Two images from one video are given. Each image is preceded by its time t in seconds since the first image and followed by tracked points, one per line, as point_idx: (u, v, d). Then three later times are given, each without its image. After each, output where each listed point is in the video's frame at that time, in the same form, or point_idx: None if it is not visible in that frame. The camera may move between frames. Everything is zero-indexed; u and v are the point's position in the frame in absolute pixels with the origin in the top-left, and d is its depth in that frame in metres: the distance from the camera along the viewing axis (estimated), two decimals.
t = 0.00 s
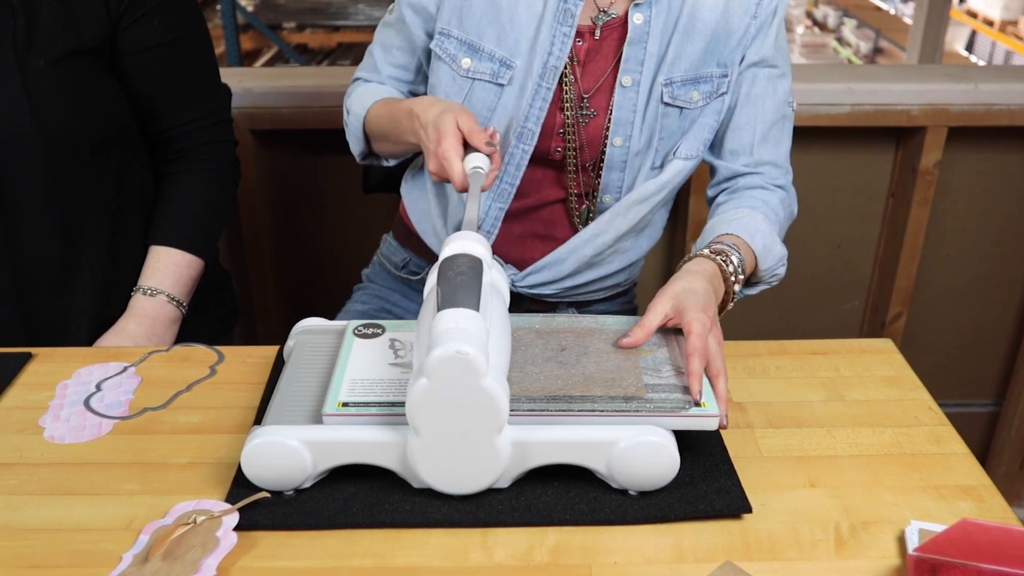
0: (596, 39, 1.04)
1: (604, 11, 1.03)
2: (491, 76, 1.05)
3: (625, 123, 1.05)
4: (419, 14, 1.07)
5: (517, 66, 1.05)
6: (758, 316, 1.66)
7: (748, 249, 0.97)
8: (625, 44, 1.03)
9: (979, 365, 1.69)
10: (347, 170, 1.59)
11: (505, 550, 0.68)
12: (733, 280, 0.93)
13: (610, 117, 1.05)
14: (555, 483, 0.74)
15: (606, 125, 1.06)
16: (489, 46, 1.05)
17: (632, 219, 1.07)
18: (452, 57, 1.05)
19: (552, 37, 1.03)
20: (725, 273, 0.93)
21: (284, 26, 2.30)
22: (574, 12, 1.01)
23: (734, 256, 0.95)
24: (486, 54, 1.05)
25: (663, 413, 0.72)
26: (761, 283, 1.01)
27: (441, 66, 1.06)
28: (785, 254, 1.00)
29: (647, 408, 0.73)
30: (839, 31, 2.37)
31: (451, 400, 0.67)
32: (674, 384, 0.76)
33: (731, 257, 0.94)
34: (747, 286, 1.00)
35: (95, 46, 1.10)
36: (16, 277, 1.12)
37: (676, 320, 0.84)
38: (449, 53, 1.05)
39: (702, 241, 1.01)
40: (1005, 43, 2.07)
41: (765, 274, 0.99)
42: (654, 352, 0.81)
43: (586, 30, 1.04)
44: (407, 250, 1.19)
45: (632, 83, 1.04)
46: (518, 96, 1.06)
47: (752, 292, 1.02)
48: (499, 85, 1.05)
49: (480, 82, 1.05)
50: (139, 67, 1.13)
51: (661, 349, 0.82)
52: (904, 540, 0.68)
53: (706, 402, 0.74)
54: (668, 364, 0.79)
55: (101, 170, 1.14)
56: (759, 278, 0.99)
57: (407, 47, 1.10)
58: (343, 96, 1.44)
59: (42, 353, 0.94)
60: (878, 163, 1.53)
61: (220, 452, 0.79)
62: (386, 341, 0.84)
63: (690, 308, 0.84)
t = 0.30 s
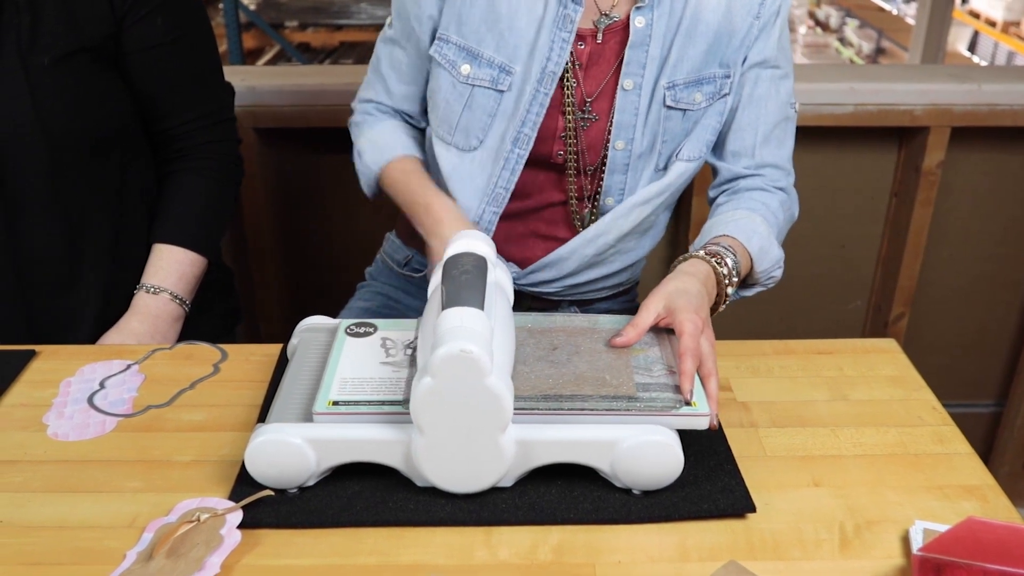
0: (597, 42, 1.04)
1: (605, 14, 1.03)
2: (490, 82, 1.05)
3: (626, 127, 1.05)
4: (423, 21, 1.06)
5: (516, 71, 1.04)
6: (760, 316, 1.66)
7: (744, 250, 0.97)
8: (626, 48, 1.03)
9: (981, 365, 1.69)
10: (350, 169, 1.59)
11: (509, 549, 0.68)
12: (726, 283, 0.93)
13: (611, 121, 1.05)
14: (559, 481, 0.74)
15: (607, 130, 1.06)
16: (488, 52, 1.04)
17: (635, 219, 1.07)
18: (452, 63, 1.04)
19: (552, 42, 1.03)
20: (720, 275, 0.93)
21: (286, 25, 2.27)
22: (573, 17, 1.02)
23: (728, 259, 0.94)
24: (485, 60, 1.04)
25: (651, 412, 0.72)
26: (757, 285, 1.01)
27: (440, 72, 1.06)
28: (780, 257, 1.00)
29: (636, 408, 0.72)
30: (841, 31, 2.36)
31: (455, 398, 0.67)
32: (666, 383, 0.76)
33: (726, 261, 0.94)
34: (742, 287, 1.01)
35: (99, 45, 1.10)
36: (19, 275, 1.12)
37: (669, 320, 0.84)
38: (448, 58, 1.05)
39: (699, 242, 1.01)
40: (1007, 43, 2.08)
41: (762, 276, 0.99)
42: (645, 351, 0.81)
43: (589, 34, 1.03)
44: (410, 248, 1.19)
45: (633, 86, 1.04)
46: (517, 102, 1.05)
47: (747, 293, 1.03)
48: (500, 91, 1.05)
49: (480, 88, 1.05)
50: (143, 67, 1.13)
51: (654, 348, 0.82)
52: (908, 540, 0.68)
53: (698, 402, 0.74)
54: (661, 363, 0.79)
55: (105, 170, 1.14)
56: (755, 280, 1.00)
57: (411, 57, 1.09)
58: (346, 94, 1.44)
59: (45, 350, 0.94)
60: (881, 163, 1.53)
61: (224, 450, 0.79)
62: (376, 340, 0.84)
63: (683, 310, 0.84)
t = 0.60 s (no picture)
0: (588, 40, 1.04)
1: (595, 11, 1.03)
2: (490, 81, 1.04)
3: (620, 125, 1.05)
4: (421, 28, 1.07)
5: (513, 69, 1.04)
6: (764, 315, 1.66)
7: (738, 248, 0.97)
8: (618, 45, 1.03)
9: (986, 364, 1.69)
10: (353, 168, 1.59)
11: (514, 548, 0.68)
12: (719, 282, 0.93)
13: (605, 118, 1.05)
14: (563, 481, 0.74)
15: (602, 128, 1.06)
16: (485, 52, 1.04)
17: (636, 220, 1.07)
18: (453, 65, 1.05)
19: (555, 39, 1.02)
20: (710, 274, 0.92)
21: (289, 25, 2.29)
22: (573, 12, 1.01)
23: (719, 257, 0.94)
24: (483, 60, 1.04)
25: (638, 411, 0.72)
26: (752, 283, 1.01)
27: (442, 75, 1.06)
28: (775, 254, 1.00)
29: (624, 406, 0.73)
30: (844, 30, 2.36)
31: (461, 397, 0.67)
32: (656, 381, 0.76)
33: (717, 259, 0.94)
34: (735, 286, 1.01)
35: (103, 44, 1.10)
36: (24, 274, 1.11)
37: (659, 319, 0.84)
38: (448, 61, 1.05)
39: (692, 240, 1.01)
40: (1011, 41, 2.07)
41: (757, 273, 0.99)
42: (635, 350, 0.81)
43: (580, 31, 1.03)
44: (411, 249, 1.19)
45: (626, 84, 1.03)
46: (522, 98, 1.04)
47: (742, 291, 1.02)
48: (499, 90, 1.05)
49: (481, 88, 1.05)
50: (147, 65, 1.14)
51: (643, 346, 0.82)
52: (914, 539, 0.68)
53: (686, 400, 0.74)
54: (650, 361, 0.79)
55: (110, 168, 1.14)
56: (748, 278, 1.00)
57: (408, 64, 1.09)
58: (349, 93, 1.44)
59: (50, 349, 0.94)
60: (885, 161, 1.53)
61: (228, 449, 0.79)
62: (366, 339, 0.84)
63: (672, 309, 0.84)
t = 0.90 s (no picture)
0: (577, 36, 1.03)
1: (584, 7, 1.02)
2: (482, 82, 1.04)
3: (609, 118, 1.04)
4: (415, 31, 1.06)
5: (507, 68, 1.03)
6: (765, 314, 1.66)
7: (722, 245, 0.97)
8: (605, 40, 1.02)
9: (987, 363, 1.69)
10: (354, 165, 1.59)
11: (515, 546, 0.67)
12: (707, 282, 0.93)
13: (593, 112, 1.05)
14: (565, 479, 0.74)
15: (592, 123, 1.06)
16: (478, 52, 1.03)
17: (624, 212, 1.07)
18: (445, 67, 1.05)
19: (541, 37, 1.02)
20: (697, 273, 0.92)
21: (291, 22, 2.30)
22: (558, 10, 1.01)
23: (706, 255, 0.94)
24: (475, 61, 1.04)
25: (623, 411, 0.72)
26: (735, 278, 1.01)
27: (436, 77, 1.06)
28: (759, 250, 1.00)
29: (610, 404, 0.72)
30: (846, 29, 2.35)
31: (465, 395, 0.67)
32: (643, 380, 0.76)
33: (705, 257, 0.94)
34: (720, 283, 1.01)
35: (103, 43, 1.10)
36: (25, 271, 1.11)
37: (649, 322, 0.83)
38: (440, 63, 1.05)
39: (678, 236, 1.01)
40: (1012, 41, 2.07)
41: (741, 270, 0.99)
42: (622, 346, 0.81)
43: (568, 28, 1.03)
44: (406, 248, 1.20)
45: (615, 77, 1.03)
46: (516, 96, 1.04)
47: (725, 286, 1.02)
48: (492, 90, 1.04)
49: (474, 89, 1.04)
50: (148, 65, 1.13)
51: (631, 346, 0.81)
52: (916, 539, 0.67)
53: (672, 398, 0.74)
54: (637, 359, 0.79)
55: (110, 168, 1.14)
56: (732, 274, 1.00)
57: (408, 71, 1.09)
58: (351, 91, 1.44)
59: (51, 346, 0.94)
60: (886, 161, 1.53)
61: (229, 447, 0.79)
62: (355, 337, 0.83)
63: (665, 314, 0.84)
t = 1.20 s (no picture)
0: (562, 34, 1.04)
1: (570, 5, 1.03)
2: (462, 80, 1.05)
3: (596, 116, 1.04)
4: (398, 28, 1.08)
5: (486, 67, 1.05)
6: (768, 315, 1.66)
7: (716, 243, 0.97)
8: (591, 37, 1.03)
9: (991, 364, 1.68)
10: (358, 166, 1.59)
11: (520, 546, 0.68)
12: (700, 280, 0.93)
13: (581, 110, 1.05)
14: (569, 480, 0.74)
15: (579, 121, 1.06)
16: (458, 51, 1.05)
17: (622, 213, 1.06)
18: (426, 65, 1.06)
19: (524, 36, 1.03)
20: (692, 272, 0.92)
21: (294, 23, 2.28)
22: (541, 10, 1.02)
23: (700, 254, 0.94)
24: (456, 59, 1.05)
25: (615, 410, 0.72)
26: (733, 276, 1.01)
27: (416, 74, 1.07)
28: (756, 248, 0.99)
29: (601, 403, 0.72)
30: (850, 29, 2.35)
31: (469, 395, 0.67)
32: (633, 379, 0.75)
33: (698, 255, 0.94)
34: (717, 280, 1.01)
35: (108, 42, 1.10)
36: (31, 272, 1.11)
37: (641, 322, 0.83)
38: (422, 61, 1.06)
39: (673, 235, 1.01)
40: (1016, 41, 2.07)
41: (736, 267, 0.99)
42: (613, 346, 0.81)
43: (553, 26, 1.03)
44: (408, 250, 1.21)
45: (601, 75, 1.03)
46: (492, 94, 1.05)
47: (723, 284, 1.02)
48: (471, 88, 1.05)
49: (453, 87, 1.06)
50: (153, 65, 1.14)
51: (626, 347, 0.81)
52: (920, 539, 0.67)
53: (662, 398, 0.73)
54: (627, 359, 0.78)
55: (116, 168, 1.14)
56: (730, 272, 1.00)
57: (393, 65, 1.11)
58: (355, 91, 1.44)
59: (56, 346, 0.94)
60: (890, 161, 1.53)
61: (234, 447, 0.79)
62: (347, 338, 0.84)
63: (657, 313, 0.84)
